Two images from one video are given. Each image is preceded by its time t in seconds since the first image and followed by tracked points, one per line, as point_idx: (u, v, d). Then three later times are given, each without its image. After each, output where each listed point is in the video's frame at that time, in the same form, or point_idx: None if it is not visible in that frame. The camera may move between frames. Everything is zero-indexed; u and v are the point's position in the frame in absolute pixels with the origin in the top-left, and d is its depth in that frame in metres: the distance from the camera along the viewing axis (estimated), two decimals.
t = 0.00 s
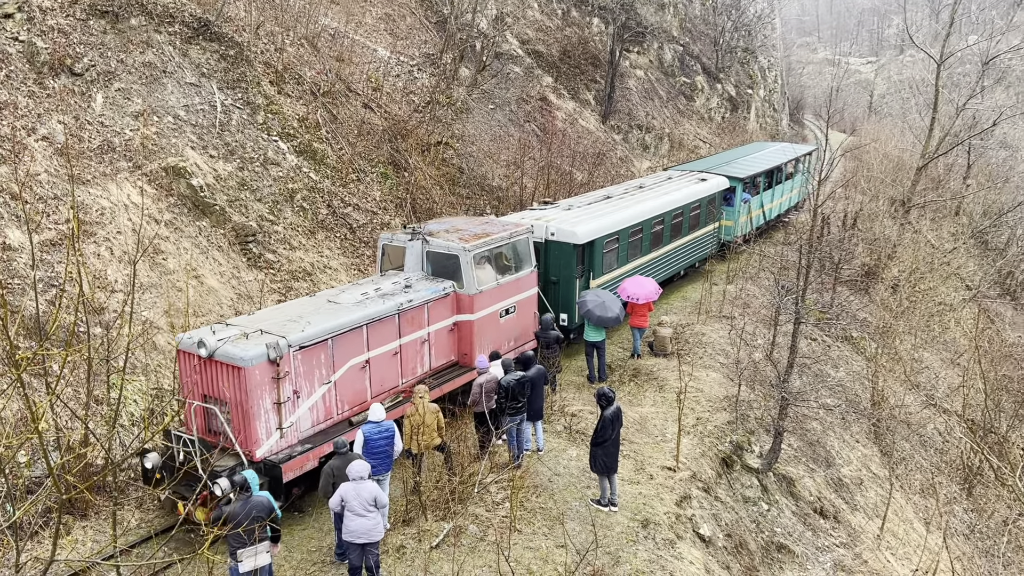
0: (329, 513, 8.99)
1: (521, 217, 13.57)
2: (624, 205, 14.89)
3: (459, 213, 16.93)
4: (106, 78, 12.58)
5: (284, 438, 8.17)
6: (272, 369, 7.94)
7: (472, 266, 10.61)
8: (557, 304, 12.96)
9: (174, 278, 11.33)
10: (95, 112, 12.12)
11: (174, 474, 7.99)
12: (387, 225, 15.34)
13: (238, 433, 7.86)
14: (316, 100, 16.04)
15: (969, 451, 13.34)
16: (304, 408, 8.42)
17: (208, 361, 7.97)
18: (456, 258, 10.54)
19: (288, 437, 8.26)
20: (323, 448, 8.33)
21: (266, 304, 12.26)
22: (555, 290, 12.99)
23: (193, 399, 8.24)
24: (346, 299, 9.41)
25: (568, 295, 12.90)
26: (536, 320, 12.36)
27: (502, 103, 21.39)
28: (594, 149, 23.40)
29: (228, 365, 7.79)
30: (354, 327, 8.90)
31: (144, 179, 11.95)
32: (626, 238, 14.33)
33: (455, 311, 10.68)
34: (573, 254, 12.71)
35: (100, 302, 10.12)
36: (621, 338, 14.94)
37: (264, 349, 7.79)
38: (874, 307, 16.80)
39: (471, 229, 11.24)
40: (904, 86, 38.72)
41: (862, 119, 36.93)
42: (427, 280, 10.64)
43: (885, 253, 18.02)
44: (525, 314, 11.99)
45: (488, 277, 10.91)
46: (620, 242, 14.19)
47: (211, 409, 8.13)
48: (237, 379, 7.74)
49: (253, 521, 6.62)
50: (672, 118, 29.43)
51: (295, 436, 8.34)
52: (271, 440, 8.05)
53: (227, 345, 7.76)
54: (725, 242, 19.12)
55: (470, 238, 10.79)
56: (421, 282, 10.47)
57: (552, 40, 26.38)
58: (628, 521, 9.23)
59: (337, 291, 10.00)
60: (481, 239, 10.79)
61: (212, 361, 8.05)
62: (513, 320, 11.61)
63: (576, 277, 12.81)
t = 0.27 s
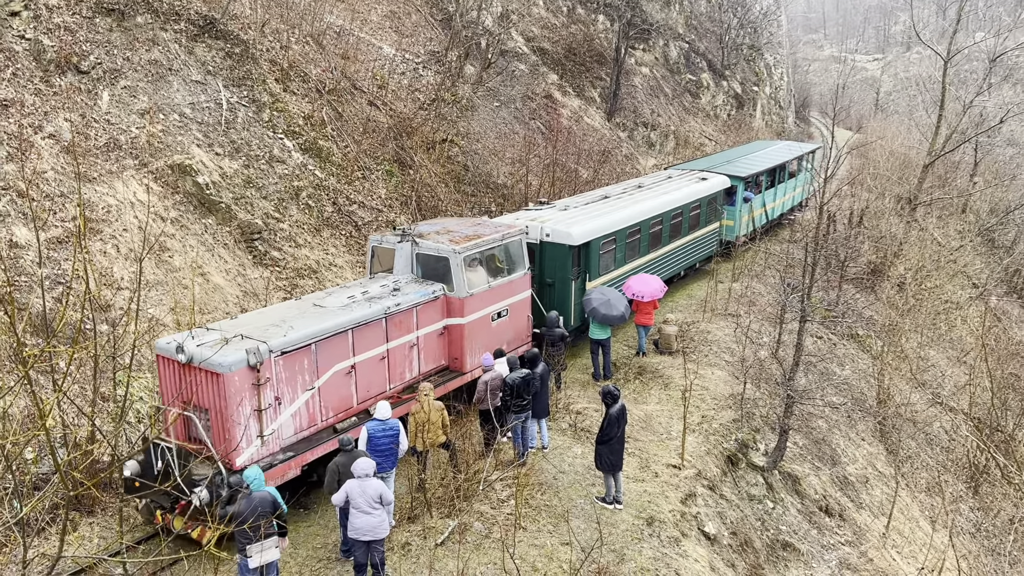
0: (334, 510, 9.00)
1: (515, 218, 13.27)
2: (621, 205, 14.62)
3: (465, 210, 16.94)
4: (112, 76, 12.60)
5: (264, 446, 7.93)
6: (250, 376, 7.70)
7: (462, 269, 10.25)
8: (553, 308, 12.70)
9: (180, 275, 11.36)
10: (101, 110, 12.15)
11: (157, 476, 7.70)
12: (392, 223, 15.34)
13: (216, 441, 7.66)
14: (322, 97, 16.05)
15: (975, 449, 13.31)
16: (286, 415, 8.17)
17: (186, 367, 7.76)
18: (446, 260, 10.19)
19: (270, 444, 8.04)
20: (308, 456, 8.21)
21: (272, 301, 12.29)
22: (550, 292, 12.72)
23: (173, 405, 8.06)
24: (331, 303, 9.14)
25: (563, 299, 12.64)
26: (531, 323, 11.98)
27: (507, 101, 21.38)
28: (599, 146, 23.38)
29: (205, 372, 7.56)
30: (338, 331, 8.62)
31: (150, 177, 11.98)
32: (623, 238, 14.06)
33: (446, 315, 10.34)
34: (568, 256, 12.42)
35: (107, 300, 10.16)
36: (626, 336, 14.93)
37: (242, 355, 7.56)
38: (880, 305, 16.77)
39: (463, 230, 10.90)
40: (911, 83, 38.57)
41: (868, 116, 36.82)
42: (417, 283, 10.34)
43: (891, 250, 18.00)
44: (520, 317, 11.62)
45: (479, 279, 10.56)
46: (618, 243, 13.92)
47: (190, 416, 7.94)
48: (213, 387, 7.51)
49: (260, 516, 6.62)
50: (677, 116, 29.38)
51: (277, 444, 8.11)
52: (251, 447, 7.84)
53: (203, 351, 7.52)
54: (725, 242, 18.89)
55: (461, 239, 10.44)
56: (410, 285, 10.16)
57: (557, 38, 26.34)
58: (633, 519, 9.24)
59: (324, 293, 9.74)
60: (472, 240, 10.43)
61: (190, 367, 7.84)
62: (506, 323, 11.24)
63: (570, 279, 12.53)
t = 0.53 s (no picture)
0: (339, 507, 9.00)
1: (510, 218, 13.12)
2: (619, 205, 14.42)
3: (470, 208, 16.95)
4: (118, 73, 12.62)
5: (244, 455, 7.71)
6: (227, 383, 7.45)
7: (451, 271, 9.91)
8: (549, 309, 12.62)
9: (186, 273, 11.38)
10: (107, 108, 12.18)
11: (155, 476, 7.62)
12: (397, 221, 15.34)
13: (196, 448, 7.49)
14: (327, 95, 16.06)
15: (981, 448, 13.28)
16: (267, 422, 7.92)
17: (163, 373, 7.54)
18: (436, 263, 9.86)
19: (250, 452, 7.81)
20: (290, 465, 7.96)
21: (277, 298, 12.31)
22: (546, 293, 12.65)
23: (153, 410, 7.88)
24: (316, 306, 8.84)
25: (559, 300, 12.55)
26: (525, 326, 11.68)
27: (512, 98, 21.37)
28: (604, 144, 23.35)
29: (182, 378, 7.34)
30: (321, 336, 8.34)
31: (155, 174, 12.01)
32: (621, 239, 13.86)
33: (436, 319, 10.02)
34: (563, 256, 12.32)
35: (113, 297, 10.20)
36: (631, 334, 14.91)
37: (219, 361, 7.32)
38: (886, 303, 16.74)
39: (455, 231, 10.56)
40: (917, 80, 38.44)
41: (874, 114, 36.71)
42: (406, 285, 10.03)
43: (897, 248, 18.02)
44: (514, 320, 11.31)
45: (470, 282, 10.23)
46: (615, 244, 13.73)
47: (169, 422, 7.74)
48: (190, 393, 7.29)
49: (267, 514, 6.61)
50: (683, 113, 29.33)
51: (259, 452, 7.89)
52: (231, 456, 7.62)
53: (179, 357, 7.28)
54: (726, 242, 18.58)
55: (451, 241, 10.09)
56: (399, 287, 9.85)
57: (562, 35, 26.31)
58: (638, 517, 9.23)
59: (311, 295, 9.45)
60: (463, 242, 10.09)
61: (168, 372, 7.61)
62: (498, 327, 10.93)
63: (566, 281, 12.42)
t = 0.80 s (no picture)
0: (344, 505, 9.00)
1: (505, 219, 12.91)
2: (617, 205, 14.22)
3: (475, 206, 16.95)
4: (125, 71, 12.65)
5: (223, 463, 7.54)
6: (207, 389, 7.30)
7: (441, 275, 9.76)
8: (544, 312, 12.31)
9: (192, 270, 11.41)
10: (114, 105, 12.20)
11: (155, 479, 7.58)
12: (403, 218, 15.35)
13: (173, 456, 7.32)
14: (333, 92, 16.08)
15: (987, 446, 13.25)
16: (248, 430, 7.76)
17: (141, 379, 7.39)
18: (425, 266, 9.72)
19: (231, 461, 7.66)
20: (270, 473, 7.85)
21: (283, 296, 12.33)
22: (540, 296, 12.35)
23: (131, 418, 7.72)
24: (301, 311, 8.70)
25: (553, 304, 12.23)
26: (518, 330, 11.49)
27: (518, 95, 21.36)
28: (610, 141, 23.34)
29: (160, 384, 7.19)
30: (305, 341, 8.16)
31: (162, 171, 12.03)
32: (618, 239, 13.67)
33: (425, 323, 9.85)
34: (558, 258, 12.03)
35: (119, 294, 10.22)
36: (636, 332, 14.90)
37: (197, 369, 7.15)
38: (892, 301, 16.70)
39: (445, 234, 10.43)
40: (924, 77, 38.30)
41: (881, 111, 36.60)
42: (395, 289, 9.87)
43: (904, 247, 18.08)
44: (506, 324, 11.14)
45: (461, 285, 10.08)
46: (612, 245, 13.52)
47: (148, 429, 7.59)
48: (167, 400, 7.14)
49: (273, 512, 6.63)
50: (689, 110, 29.29)
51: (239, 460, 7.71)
52: (210, 465, 7.49)
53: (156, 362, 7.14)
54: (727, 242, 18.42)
55: (441, 243, 9.96)
56: (387, 291, 9.69)
57: (568, 32, 26.27)
58: (644, 515, 9.22)
59: (297, 299, 9.29)
60: (453, 245, 9.95)
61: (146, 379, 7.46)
62: (490, 331, 10.78)
63: (561, 283, 12.13)
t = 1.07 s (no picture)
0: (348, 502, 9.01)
1: (498, 219, 12.75)
2: (612, 205, 14.11)
3: (479, 203, 16.95)
4: (130, 68, 12.66)
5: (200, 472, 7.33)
6: (183, 396, 7.09)
7: (428, 277, 9.56)
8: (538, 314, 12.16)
9: (196, 267, 11.42)
10: (119, 102, 12.22)
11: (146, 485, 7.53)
12: (407, 216, 15.35)
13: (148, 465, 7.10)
14: (337, 90, 16.09)
15: (993, 445, 13.21)
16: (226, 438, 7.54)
17: (116, 386, 7.19)
18: (413, 268, 9.52)
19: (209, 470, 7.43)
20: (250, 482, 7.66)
21: (288, 293, 12.35)
22: (534, 298, 12.20)
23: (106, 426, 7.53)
24: (284, 315, 8.49)
25: (547, 307, 12.08)
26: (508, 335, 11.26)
27: (522, 93, 21.35)
28: (615, 138, 23.32)
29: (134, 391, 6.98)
30: (286, 346, 7.94)
31: (167, 168, 12.05)
32: (614, 240, 13.55)
33: (413, 327, 9.65)
34: (551, 259, 11.88)
35: (124, 291, 10.24)
36: (640, 330, 14.89)
37: (173, 375, 6.93)
38: (898, 299, 16.67)
39: (433, 236, 10.22)
40: (931, 75, 38.19)
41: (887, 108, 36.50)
42: (382, 292, 9.67)
43: (910, 244, 18.02)
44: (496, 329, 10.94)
45: (450, 288, 9.88)
46: (607, 246, 13.39)
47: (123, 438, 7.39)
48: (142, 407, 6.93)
49: (278, 508, 6.60)
50: (694, 107, 29.26)
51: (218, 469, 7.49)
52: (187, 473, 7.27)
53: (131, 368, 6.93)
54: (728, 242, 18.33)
55: (430, 246, 9.76)
56: (374, 294, 9.49)
57: (573, 29, 26.23)
58: (648, 512, 9.21)
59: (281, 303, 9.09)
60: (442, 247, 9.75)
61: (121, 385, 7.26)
62: (479, 335, 10.57)
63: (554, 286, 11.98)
